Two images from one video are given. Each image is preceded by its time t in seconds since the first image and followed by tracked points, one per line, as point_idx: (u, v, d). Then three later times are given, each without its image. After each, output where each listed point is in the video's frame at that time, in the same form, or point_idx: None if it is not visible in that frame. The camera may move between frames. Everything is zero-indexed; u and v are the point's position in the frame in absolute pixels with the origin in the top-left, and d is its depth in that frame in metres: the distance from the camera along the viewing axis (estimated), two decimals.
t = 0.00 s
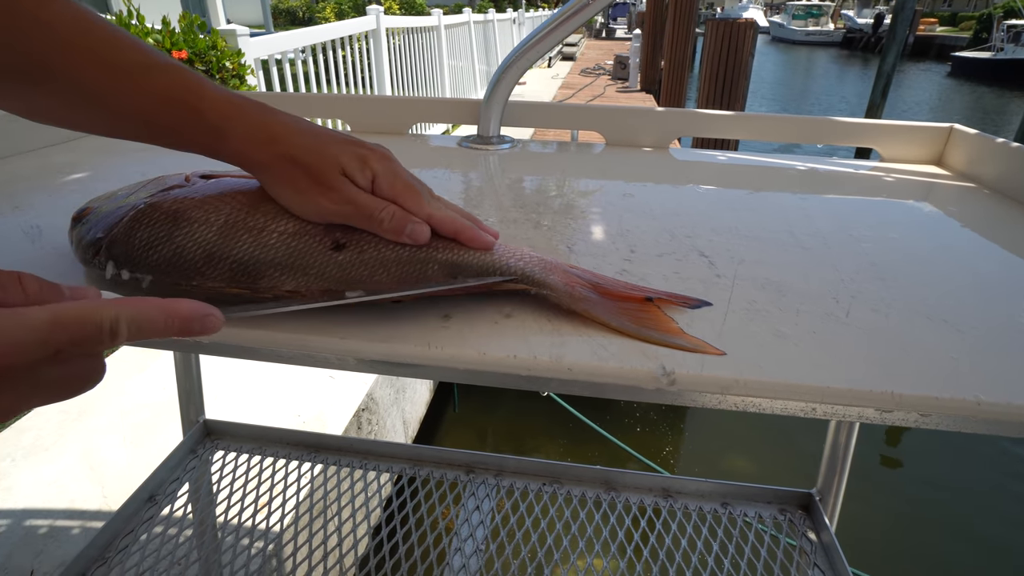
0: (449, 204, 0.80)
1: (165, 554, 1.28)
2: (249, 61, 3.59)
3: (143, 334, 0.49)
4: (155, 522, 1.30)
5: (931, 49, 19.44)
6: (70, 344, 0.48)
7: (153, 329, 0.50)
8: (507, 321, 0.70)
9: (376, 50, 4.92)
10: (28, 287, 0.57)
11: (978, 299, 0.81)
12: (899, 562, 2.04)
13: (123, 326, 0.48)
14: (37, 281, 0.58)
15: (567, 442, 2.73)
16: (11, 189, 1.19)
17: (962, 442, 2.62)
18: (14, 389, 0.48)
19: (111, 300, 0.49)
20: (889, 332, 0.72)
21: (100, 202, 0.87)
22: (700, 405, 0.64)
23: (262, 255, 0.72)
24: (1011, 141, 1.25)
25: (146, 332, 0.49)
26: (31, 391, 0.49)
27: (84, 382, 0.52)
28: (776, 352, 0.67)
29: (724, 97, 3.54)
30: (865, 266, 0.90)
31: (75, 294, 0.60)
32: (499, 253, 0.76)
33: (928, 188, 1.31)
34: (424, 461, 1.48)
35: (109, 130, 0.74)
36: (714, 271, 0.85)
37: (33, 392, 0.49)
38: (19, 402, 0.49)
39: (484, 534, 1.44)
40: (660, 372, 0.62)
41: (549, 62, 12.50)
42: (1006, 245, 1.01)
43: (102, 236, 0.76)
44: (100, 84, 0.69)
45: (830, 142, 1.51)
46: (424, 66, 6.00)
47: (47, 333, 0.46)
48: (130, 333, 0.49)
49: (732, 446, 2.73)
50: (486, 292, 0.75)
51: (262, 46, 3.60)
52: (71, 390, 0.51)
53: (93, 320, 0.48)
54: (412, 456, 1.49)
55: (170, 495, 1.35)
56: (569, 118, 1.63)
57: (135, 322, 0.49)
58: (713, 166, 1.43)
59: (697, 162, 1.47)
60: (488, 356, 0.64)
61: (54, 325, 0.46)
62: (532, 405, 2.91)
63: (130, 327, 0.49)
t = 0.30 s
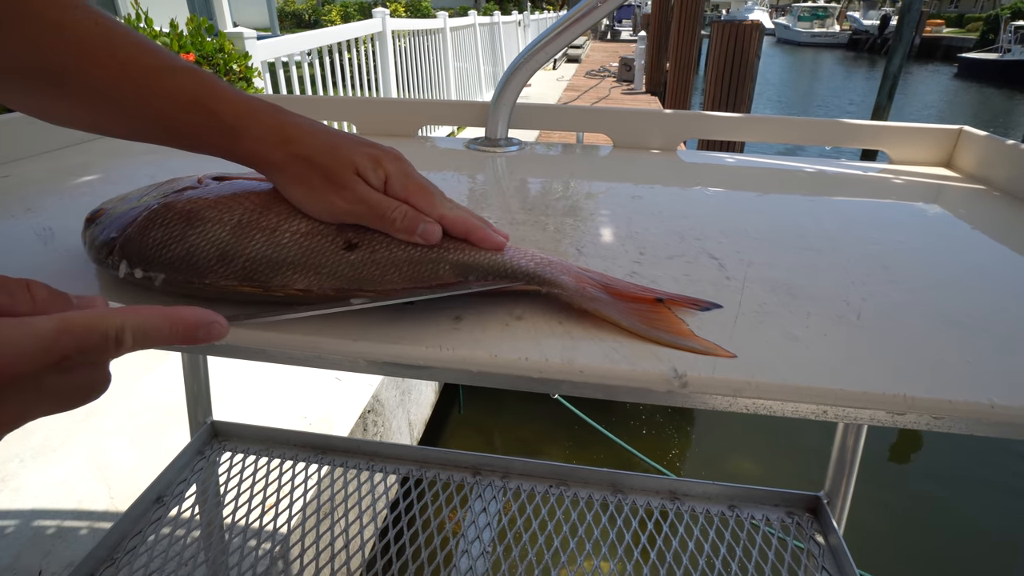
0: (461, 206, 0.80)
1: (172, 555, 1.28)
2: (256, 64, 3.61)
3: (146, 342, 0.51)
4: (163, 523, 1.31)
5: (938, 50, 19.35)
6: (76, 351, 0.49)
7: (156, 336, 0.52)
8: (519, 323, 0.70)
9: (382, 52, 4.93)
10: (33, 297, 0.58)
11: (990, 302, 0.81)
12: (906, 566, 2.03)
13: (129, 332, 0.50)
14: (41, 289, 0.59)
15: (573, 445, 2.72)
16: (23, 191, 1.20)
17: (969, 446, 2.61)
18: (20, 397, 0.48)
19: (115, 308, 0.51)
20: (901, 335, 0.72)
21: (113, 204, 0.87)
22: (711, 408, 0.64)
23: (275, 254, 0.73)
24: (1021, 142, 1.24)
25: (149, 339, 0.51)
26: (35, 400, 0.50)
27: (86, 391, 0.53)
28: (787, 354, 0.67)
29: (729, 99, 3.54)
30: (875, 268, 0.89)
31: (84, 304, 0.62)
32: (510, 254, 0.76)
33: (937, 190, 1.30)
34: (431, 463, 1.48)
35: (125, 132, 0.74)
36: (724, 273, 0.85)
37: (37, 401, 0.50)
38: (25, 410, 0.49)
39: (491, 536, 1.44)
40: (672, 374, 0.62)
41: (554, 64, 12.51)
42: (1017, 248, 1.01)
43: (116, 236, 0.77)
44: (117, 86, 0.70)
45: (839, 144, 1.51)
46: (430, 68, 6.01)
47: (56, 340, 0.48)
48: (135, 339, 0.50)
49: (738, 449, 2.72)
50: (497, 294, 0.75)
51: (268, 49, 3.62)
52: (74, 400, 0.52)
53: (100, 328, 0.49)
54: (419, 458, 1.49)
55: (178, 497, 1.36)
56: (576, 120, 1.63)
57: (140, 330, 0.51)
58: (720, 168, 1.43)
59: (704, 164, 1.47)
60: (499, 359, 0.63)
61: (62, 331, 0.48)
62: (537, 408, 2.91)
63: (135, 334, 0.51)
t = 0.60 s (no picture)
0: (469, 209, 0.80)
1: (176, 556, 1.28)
2: (261, 65, 3.62)
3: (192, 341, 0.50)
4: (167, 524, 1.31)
5: (942, 53, 19.30)
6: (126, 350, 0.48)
7: (198, 336, 0.50)
8: (527, 326, 0.69)
9: (386, 54, 4.94)
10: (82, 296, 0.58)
11: (1001, 307, 0.80)
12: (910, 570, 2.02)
13: (175, 332, 0.48)
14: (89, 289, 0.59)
15: (576, 447, 2.72)
16: (30, 191, 1.20)
17: (974, 450, 2.59)
18: (73, 397, 0.48)
19: (161, 308, 0.50)
20: (912, 340, 0.71)
21: (121, 204, 0.87)
22: (720, 412, 0.64)
23: (283, 254, 0.72)
24: None
25: (197, 338, 0.49)
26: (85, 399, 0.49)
27: (129, 390, 0.52)
28: (797, 358, 0.67)
29: (734, 100, 3.53)
30: (884, 272, 0.89)
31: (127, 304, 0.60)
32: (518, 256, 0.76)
33: (945, 193, 1.29)
34: (434, 465, 1.48)
35: (135, 132, 0.74)
36: (732, 276, 0.84)
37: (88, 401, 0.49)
38: (77, 410, 0.48)
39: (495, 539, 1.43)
40: (681, 379, 0.61)
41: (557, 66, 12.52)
42: None
43: (124, 236, 0.77)
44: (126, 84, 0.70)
45: (846, 146, 1.50)
46: (434, 70, 6.02)
47: (108, 338, 0.47)
48: (180, 339, 0.49)
49: (742, 452, 2.72)
50: (505, 297, 0.75)
51: (273, 50, 3.63)
52: (114, 399, 0.51)
53: (145, 327, 0.48)
54: (422, 460, 1.49)
55: (182, 498, 1.36)
56: (582, 122, 1.62)
57: (183, 330, 0.49)
58: (726, 170, 1.43)
59: (710, 167, 1.46)
60: (508, 362, 0.63)
61: (113, 328, 0.47)
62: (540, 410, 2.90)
63: (186, 334, 0.49)
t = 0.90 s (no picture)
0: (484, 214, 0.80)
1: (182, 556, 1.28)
2: (270, 66, 3.64)
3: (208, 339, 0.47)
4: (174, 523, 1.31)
5: (951, 59, 19.21)
6: (147, 344, 0.44)
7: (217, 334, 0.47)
8: (542, 332, 0.69)
9: (394, 55, 4.95)
10: (92, 286, 0.56)
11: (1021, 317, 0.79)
12: None
13: (198, 328, 0.45)
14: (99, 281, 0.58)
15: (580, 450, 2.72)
16: (43, 191, 1.21)
17: (984, 460, 2.57)
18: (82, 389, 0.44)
19: (179, 301, 0.46)
20: (931, 350, 0.71)
21: (136, 204, 0.87)
22: (736, 421, 0.63)
23: (298, 258, 0.72)
24: None
25: (214, 337, 0.47)
26: (89, 392, 0.45)
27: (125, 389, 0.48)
28: (815, 368, 0.66)
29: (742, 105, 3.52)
30: (901, 281, 0.88)
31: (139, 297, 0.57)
32: (533, 262, 0.75)
33: (960, 201, 1.28)
34: (441, 467, 1.47)
35: (154, 138, 0.75)
36: (747, 283, 0.84)
37: (89, 393, 0.45)
38: (82, 404, 0.44)
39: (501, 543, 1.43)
40: (699, 387, 0.60)
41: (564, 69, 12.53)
42: None
43: (139, 237, 0.77)
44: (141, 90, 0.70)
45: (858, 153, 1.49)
46: (442, 72, 6.03)
47: (128, 331, 0.43)
48: (200, 336, 0.46)
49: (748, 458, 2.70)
50: (519, 303, 0.74)
51: (283, 52, 3.66)
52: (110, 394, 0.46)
53: (167, 320, 0.45)
54: (429, 462, 1.48)
55: (189, 497, 1.35)
56: (593, 126, 1.62)
57: (205, 326, 0.46)
58: (738, 175, 1.42)
59: (721, 172, 1.46)
60: (524, 368, 0.62)
61: (134, 320, 0.43)
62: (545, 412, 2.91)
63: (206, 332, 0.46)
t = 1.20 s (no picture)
0: (508, 220, 0.80)
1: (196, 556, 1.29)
2: (287, 69, 3.67)
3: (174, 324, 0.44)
4: (189, 523, 1.32)
5: (971, 66, 18.98)
6: (112, 322, 0.41)
7: (184, 320, 0.44)
8: (566, 341, 0.68)
9: (409, 59, 4.98)
10: (56, 258, 0.56)
11: None
12: None
13: (164, 310, 0.42)
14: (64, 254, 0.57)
15: (590, 456, 2.71)
16: (67, 192, 1.22)
17: (1002, 473, 2.52)
18: (33, 366, 0.41)
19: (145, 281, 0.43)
20: (962, 364, 0.69)
21: (161, 207, 0.88)
22: (763, 434, 0.62)
23: (323, 262, 0.72)
24: None
25: (180, 324, 0.44)
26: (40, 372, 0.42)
27: (72, 374, 0.44)
28: (843, 380, 0.65)
29: (757, 111, 3.50)
30: (928, 293, 0.86)
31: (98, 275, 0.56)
32: (558, 269, 0.75)
33: (985, 211, 1.26)
34: (454, 472, 1.47)
35: (184, 146, 0.76)
36: (771, 294, 0.83)
37: (40, 371, 0.42)
38: (32, 381, 0.41)
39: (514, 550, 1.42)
40: (727, 398, 0.59)
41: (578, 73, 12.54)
42: None
43: (165, 240, 0.77)
44: (169, 97, 0.71)
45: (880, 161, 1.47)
46: (456, 76, 6.05)
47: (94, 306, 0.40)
48: (166, 318, 0.43)
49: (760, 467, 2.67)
50: (542, 310, 0.73)
51: (301, 55, 3.69)
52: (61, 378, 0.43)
53: (133, 298, 0.42)
54: (442, 467, 1.48)
55: (204, 497, 1.36)
56: (611, 132, 1.61)
57: (172, 307, 0.43)
58: (758, 183, 1.41)
59: (741, 180, 1.44)
60: (548, 377, 0.62)
61: (101, 296, 0.40)
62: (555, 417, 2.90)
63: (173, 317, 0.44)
